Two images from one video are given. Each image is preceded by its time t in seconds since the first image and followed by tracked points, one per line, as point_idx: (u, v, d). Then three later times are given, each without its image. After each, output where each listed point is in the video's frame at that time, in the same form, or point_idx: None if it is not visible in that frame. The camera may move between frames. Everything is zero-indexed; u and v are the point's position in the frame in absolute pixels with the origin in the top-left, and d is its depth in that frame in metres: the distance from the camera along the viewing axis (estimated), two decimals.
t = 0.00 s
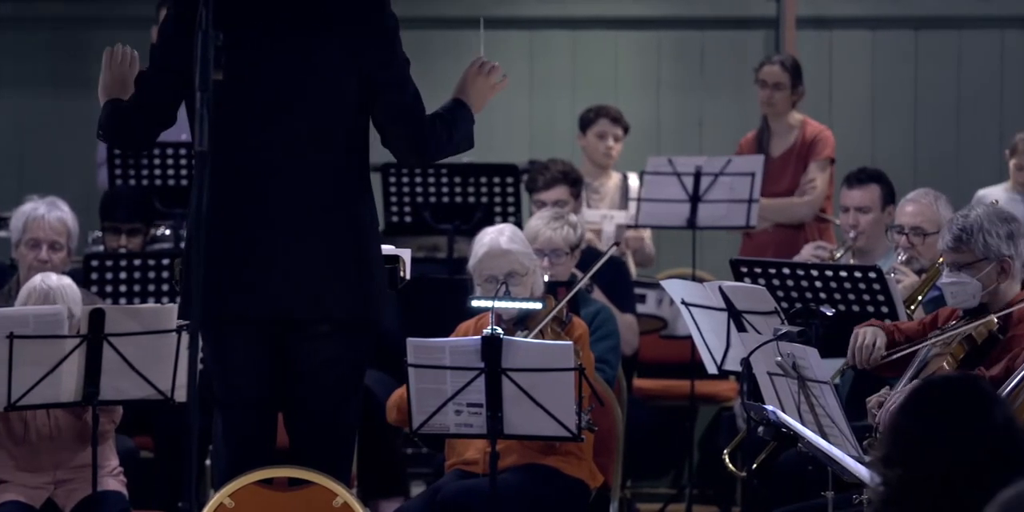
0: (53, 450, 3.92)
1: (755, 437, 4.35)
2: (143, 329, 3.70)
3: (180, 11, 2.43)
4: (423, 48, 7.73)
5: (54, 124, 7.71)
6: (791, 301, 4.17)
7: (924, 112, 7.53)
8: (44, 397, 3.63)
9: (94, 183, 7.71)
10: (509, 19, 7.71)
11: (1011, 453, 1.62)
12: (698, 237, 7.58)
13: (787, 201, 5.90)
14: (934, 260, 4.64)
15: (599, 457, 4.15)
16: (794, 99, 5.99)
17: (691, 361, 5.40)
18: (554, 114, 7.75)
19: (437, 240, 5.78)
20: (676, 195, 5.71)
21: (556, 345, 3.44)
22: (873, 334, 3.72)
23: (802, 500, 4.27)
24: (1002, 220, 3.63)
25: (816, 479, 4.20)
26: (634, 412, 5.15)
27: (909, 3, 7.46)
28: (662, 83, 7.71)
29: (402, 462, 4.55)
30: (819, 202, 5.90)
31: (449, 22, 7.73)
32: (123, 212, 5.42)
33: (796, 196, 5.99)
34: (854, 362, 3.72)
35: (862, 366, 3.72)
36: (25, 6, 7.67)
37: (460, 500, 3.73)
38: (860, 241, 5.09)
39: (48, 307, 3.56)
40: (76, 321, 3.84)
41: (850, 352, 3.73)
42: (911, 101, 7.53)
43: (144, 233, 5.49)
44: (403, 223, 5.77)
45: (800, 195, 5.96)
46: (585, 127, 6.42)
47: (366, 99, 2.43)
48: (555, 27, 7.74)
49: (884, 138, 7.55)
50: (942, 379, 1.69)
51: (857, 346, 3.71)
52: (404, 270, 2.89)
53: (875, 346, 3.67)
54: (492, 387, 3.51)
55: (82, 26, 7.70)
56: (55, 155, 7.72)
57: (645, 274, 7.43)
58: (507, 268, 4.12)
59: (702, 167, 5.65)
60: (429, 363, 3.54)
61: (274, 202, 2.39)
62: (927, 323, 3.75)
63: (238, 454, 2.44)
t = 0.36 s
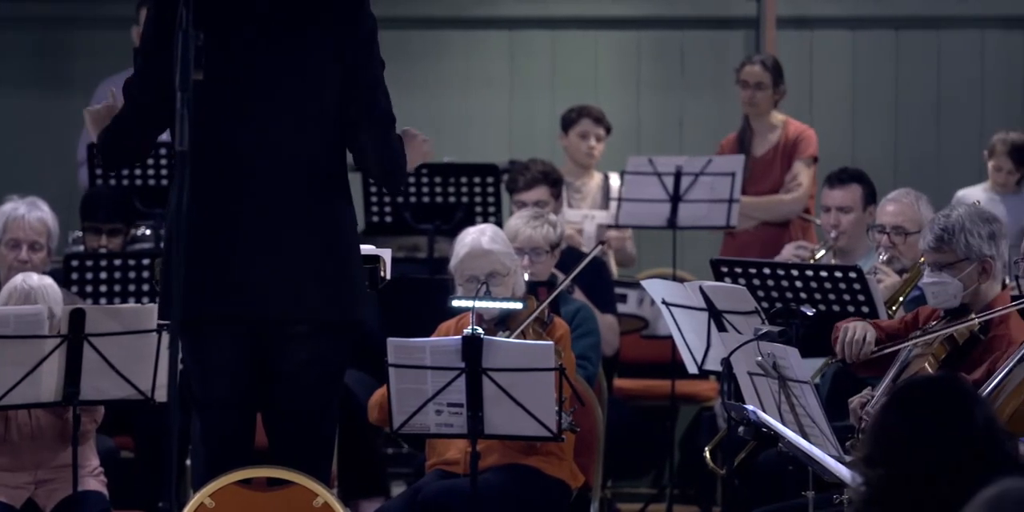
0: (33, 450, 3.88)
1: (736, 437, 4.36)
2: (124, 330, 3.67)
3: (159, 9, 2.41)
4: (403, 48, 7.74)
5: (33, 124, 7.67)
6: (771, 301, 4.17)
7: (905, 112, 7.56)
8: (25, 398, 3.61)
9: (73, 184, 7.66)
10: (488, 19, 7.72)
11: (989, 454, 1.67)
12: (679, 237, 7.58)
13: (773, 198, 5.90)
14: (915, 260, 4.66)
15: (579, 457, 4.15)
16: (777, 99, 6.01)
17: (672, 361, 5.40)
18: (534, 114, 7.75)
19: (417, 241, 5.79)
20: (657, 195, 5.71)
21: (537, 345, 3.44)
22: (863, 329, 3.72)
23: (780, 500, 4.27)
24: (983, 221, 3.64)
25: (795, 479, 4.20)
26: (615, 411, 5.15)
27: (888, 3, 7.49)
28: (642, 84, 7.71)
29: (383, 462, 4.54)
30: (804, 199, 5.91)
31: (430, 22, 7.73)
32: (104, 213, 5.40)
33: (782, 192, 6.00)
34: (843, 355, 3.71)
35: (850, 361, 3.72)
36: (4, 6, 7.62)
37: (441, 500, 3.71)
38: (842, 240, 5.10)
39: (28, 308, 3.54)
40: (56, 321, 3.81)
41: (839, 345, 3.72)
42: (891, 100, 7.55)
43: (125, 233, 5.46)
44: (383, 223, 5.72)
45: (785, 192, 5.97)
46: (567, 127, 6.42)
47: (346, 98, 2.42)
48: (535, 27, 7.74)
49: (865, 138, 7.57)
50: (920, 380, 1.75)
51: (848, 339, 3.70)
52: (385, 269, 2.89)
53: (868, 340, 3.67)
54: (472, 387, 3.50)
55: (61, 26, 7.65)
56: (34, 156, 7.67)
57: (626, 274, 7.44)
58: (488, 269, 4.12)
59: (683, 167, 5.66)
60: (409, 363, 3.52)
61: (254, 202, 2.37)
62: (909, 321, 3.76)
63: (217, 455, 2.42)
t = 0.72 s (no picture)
0: (14, 450, 3.86)
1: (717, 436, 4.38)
2: (105, 329, 3.64)
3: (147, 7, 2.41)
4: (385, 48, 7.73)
5: (14, 124, 7.64)
6: (753, 301, 4.18)
7: (887, 111, 7.58)
8: (6, 397, 3.60)
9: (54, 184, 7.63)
10: (470, 19, 7.72)
11: (972, 453, 1.66)
12: (660, 237, 7.59)
13: (757, 198, 5.92)
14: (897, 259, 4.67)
15: (560, 457, 4.15)
16: (760, 98, 6.02)
17: (653, 361, 5.41)
18: (516, 114, 7.74)
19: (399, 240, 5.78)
20: (637, 195, 5.71)
21: (520, 345, 3.44)
22: (865, 322, 3.72)
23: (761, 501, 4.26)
24: (964, 220, 3.67)
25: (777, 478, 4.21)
26: (597, 411, 5.15)
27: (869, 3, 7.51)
28: (624, 83, 7.72)
29: (365, 461, 4.53)
30: (787, 198, 5.92)
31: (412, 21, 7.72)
32: (84, 213, 5.37)
33: (766, 192, 6.00)
34: (849, 350, 3.72)
35: (855, 356, 3.72)
36: None
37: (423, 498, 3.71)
38: (822, 240, 5.11)
39: (9, 308, 3.53)
40: (37, 321, 3.79)
41: (845, 342, 3.72)
42: (873, 100, 7.58)
43: (106, 233, 5.43)
44: (365, 223, 5.76)
45: (770, 191, 5.98)
46: (549, 127, 6.42)
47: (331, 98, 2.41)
48: (517, 27, 7.74)
49: (846, 138, 7.59)
50: (903, 381, 1.75)
51: (854, 334, 3.70)
52: (366, 268, 2.88)
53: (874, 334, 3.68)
54: (454, 387, 3.50)
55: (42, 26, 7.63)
56: (15, 155, 7.64)
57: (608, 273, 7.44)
58: (470, 269, 4.11)
59: (664, 167, 5.67)
60: (391, 363, 3.52)
61: (236, 199, 2.37)
62: (893, 320, 3.80)
63: (199, 455, 2.41)
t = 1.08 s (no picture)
0: None
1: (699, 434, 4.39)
2: (88, 329, 3.63)
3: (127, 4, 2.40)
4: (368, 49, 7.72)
5: None
6: (735, 301, 4.19)
7: (869, 111, 7.60)
8: None
9: (36, 184, 7.60)
10: (452, 20, 7.72)
11: (954, 454, 1.67)
12: (642, 237, 7.60)
13: (740, 198, 5.93)
14: (878, 259, 4.68)
15: (542, 457, 4.15)
16: (743, 98, 6.03)
17: (636, 361, 5.42)
18: (497, 114, 7.74)
19: (381, 240, 5.69)
20: (620, 195, 5.72)
21: (502, 345, 3.43)
22: (847, 323, 3.77)
23: (742, 501, 4.26)
24: (945, 221, 3.67)
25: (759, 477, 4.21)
26: (579, 411, 5.16)
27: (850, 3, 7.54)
28: (606, 83, 7.72)
29: (347, 459, 4.52)
30: (771, 200, 5.93)
31: (394, 21, 7.72)
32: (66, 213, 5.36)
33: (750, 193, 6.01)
34: (835, 352, 3.74)
35: (840, 357, 3.75)
36: None
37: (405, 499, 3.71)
38: (804, 241, 5.12)
39: None
40: (19, 320, 3.76)
41: (830, 343, 3.75)
42: (856, 100, 7.59)
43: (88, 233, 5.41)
44: (347, 223, 5.70)
45: (754, 192, 5.99)
46: (529, 128, 6.42)
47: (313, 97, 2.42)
48: (498, 27, 7.74)
49: (828, 137, 7.61)
50: (887, 381, 1.76)
51: (839, 335, 3.73)
52: (348, 268, 2.88)
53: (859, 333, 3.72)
54: (436, 387, 3.49)
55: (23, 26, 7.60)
56: None
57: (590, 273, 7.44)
58: (451, 269, 4.11)
59: (646, 167, 5.67)
60: (373, 363, 3.51)
61: (217, 198, 2.36)
62: (875, 322, 3.80)
63: (181, 455, 2.40)
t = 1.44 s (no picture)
0: None
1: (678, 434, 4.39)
2: (67, 330, 3.61)
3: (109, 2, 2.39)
4: (348, 49, 7.72)
5: None
6: (715, 301, 4.20)
7: (848, 112, 7.62)
8: None
9: (14, 185, 7.55)
10: (431, 20, 7.73)
11: (932, 453, 1.68)
12: (622, 237, 7.61)
13: (720, 198, 5.94)
14: (857, 259, 4.70)
15: (522, 457, 4.14)
16: (722, 98, 6.05)
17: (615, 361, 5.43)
18: (477, 114, 7.73)
19: (361, 241, 5.77)
20: (599, 195, 5.72)
21: (481, 345, 3.43)
22: (799, 332, 3.79)
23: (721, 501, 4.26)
24: (924, 221, 3.70)
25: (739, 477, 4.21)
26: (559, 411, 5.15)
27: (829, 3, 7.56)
28: (586, 84, 7.72)
29: (327, 460, 4.49)
30: (751, 199, 5.95)
31: (373, 22, 7.73)
32: (44, 213, 5.33)
33: (730, 193, 6.03)
34: (780, 358, 3.79)
35: (788, 364, 3.79)
36: None
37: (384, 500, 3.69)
38: (783, 241, 5.13)
39: None
40: None
41: (777, 350, 3.79)
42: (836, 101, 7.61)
43: (65, 231, 5.39)
44: (327, 223, 5.72)
45: (735, 192, 6.00)
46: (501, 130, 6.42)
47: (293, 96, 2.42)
48: (478, 27, 7.74)
49: (808, 137, 7.62)
50: (859, 381, 1.76)
51: (785, 343, 3.78)
52: (327, 268, 2.88)
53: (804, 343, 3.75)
54: (415, 387, 3.48)
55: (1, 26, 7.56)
56: None
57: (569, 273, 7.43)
58: (431, 268, 4.10)
59: (625, 167, 5.67)
60: (353, 363, 3.51)
61: (199, 197, 2.35)
62: (851, 322, 3.82)
63: (163, 455, 2.40)
